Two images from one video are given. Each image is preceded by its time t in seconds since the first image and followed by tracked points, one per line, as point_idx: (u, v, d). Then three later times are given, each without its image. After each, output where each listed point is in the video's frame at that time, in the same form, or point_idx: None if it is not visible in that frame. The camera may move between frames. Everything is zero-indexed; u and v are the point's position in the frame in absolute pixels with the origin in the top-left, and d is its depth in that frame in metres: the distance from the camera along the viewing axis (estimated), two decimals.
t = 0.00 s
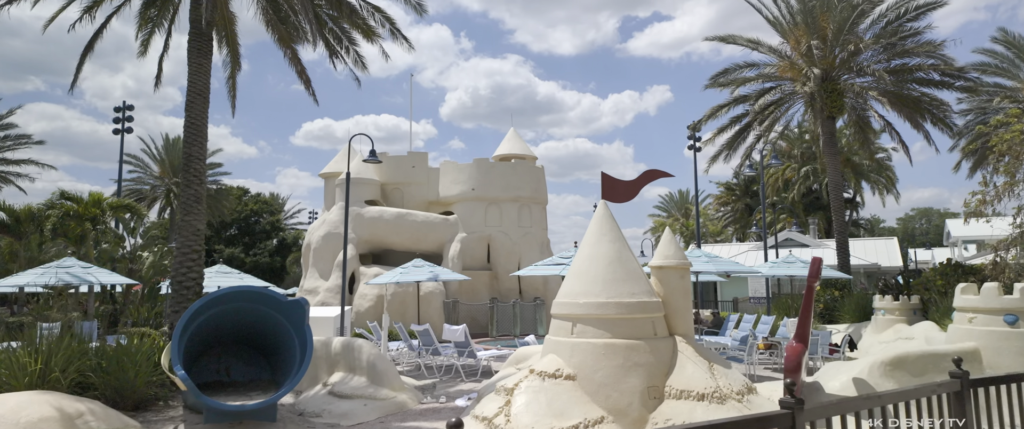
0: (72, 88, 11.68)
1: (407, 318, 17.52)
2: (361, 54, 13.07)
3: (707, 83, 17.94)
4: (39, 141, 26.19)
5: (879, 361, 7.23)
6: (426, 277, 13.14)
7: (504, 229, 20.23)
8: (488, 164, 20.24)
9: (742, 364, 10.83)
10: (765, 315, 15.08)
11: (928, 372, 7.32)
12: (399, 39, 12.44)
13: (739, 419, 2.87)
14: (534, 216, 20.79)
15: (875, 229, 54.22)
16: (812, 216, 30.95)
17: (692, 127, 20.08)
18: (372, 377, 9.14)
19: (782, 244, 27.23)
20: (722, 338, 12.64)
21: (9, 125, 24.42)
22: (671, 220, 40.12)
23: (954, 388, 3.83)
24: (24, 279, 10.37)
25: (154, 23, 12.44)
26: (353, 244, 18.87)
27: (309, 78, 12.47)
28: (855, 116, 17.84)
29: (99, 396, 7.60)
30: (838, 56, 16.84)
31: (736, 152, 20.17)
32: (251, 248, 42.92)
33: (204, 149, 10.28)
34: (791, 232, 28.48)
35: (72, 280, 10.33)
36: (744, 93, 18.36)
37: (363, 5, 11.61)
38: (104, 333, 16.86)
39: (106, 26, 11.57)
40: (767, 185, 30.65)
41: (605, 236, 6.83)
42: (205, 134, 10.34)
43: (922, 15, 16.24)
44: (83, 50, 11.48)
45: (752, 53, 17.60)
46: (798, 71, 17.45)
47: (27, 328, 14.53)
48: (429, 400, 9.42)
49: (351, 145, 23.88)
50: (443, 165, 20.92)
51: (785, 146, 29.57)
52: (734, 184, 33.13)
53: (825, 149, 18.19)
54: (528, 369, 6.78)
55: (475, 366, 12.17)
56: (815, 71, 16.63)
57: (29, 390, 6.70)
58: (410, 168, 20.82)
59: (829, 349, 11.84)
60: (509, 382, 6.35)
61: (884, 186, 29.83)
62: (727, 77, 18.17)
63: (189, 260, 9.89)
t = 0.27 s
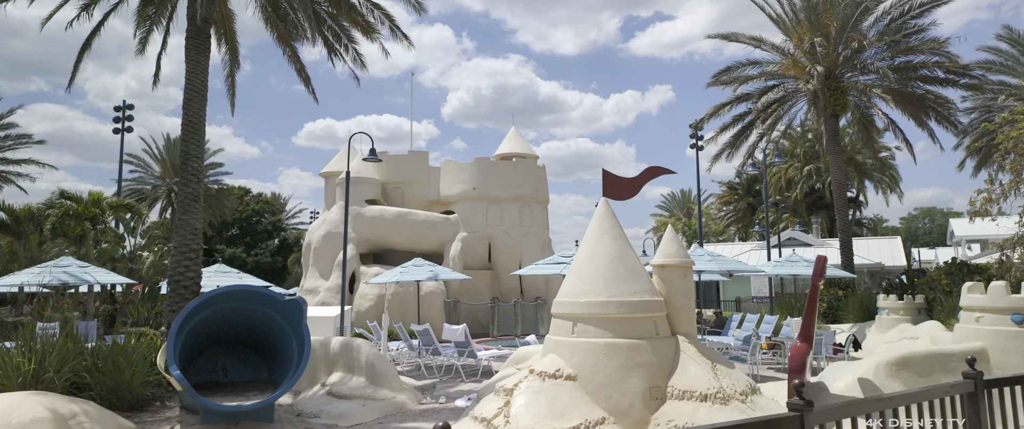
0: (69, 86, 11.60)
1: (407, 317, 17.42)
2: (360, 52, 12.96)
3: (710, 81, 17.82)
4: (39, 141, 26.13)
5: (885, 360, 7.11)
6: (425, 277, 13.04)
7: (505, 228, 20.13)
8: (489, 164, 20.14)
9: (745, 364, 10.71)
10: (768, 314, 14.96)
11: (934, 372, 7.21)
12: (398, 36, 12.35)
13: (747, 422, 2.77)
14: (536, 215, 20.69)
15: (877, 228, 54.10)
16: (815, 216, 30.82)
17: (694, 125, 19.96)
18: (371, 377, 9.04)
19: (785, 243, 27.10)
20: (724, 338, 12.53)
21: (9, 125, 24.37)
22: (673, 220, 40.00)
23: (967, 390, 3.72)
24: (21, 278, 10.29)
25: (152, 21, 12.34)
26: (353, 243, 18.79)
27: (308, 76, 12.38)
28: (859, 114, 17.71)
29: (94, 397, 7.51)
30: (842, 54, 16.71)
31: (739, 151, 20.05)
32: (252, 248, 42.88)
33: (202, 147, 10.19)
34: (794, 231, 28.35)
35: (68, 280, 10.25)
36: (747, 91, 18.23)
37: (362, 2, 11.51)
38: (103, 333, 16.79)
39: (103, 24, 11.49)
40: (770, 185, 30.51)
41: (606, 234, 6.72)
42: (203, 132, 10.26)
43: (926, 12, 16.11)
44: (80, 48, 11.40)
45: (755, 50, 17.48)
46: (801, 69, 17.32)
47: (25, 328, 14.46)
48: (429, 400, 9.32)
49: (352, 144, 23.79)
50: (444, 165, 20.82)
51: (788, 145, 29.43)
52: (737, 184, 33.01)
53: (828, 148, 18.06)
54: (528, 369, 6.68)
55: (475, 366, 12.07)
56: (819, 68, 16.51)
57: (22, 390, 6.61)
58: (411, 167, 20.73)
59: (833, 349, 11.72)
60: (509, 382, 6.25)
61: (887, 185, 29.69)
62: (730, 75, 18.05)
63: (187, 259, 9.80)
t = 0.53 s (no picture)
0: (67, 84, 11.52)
1: (408, 316, 17.33)
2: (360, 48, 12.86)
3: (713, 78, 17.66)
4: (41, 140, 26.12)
5: (892, 360, 6.97)
6: (426, 275, 12.93)
7: (507, 227, 20.02)
8: (491, 161, 20.03)
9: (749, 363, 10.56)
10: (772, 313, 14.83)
11: (942, 372, 7.07)
12: (398, 32, 12.24)
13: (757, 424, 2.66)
14: (538, 213, 20.58)
15: (882, 226, 53.87)
16: (820, 214, 30.63)
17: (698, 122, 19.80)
18: (370, 376, 8.94)
19: (789, 241, 26.94)
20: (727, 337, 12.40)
21: (11, 124, 24.36)
22: (677, 218, 39.83)
23: (981, 390, 3.60)
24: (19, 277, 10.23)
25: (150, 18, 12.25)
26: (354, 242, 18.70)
27: (307, 73, 12.28)
28: (864, 111, 17.54)
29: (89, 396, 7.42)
30: (847, 50, 16.55)
31: (742, 148, 19.90)
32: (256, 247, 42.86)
33: (200, 145, 10.10)
34: (798, 229, 28.17)
35: (66, 278, 10.18)
36: (751, 88, 18.07)
37: None
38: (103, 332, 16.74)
39: (101, 21, 11.40)
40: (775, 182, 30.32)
41: (607, 231, 6.60)
42: (201, 130, 10.17)
43: (932, 7, 15.92)
44: (78, 45, 11.31)
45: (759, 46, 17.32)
46: (806, 65, 17.15)
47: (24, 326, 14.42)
48: (428, 400, 9.21)
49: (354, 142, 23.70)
50: (445, 163, 20.72)
51: (792, 142, 29.25)
52: (741, 182, 32.84)
53: (833, 145, 17.89)
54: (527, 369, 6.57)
55: (476, 365, 11.96)
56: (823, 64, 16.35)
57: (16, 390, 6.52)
58: (412, 165, 20.63)
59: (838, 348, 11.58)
60: (508, 382, 6.13)
61: (892, 182, 29.48)
62: (734, 71, 17.89)
63: (185, 258, 9.71)
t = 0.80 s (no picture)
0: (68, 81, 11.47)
1: (412, 314, 17.27)
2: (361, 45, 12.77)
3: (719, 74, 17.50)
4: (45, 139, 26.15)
5: (901, 359, 6.84)
6: (428, 273, 12.85)
7: (511, 225, 19.92)
8: (494, 159, 19.94)
9: (755, 363, 10.43)
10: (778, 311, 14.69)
11: (952, 372, 6.93)
12: (400, 29, 12.15)
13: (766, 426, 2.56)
14: (542, 211, 20.48)
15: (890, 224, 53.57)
16: (826, 211, 30.42)
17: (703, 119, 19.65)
18: (371, 375, 8.86)
19: (796, 239, 26.76)
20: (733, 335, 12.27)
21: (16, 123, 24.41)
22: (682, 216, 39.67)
23: (998, 393, 3.52)
24: (20, 275, 10.20)
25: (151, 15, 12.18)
26: (358, 240, 18.64)
27: (309, 70, 12.21)
28: (872, 108, 17.36)
29: (88, 396, 7.37)
30: (854, 45, 16.37)
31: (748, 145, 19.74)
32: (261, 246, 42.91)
33: (201, 142, 10.04)
34: (805, 227, 27.98)
35: (67, 276, 10.14)
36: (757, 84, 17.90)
37: None
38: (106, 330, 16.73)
39: (101, 18, 11.36)
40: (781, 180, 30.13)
41: (610, 228, 6.49)
42: (201, 127, 10.10)
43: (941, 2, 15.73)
44: (79, 43, 11.26)
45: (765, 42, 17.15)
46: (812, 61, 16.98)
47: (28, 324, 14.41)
48: (430, 399, 9.12)
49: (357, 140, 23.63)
50: (449, 160, 20.63)
51: (798, 140, 29.04)
52: (747, 179, 32.66)
53: (840, 141, 17.71)
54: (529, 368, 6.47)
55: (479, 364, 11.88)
56: (830, 60, 16.18)
57: (13, 389, 6.47)
58: (416, 163, 20.55)
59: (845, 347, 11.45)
60: (509, 381, 6.04)
61: (900, 180, 29.25)
62: (739, 68, 17.73)
63: (185, 256, 9.65)
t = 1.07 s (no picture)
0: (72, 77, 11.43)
1: (417, 312, 17.21)
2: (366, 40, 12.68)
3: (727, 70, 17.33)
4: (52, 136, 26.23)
5: (913, 358, 6.70)
6: (433, 270, 12.77)
7: (517, 222, 19.83)
8: (500, 156, 19.84)
9: (763, 361, 10.29)
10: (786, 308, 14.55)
11: (966, 371, 6.79)
12: (404, 24, 12.06)
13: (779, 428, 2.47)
14: (548, 208, 20.38)
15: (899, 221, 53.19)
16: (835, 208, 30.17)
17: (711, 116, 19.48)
18: (375, 373, 8.78)
19: (804, 236, 26.54)
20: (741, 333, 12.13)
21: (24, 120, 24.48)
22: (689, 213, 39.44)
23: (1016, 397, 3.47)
24: (23, 272, 10.18)
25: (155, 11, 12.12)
26: (363, 236, 18.58)
27: (313, 66, 12.14)
28: (881, 103, 17.15)
29: (90, 393, 7.33)
30: (864, 40, 16.17)
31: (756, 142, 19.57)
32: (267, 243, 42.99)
33: (203, 138, 9.98)
34: (813, 224, 27.77)
35: (70, 273, 10.11)
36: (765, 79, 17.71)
37: None
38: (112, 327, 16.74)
39: (106, 14, 11.33)
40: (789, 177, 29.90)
41: (616, 224, 6.38)
42: (205, 123, 10.05)
43: None
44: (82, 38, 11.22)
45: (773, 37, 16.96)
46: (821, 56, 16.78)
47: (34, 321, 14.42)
48: (434, 397, 9.04)
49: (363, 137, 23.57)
50: (455, 157, 20.55)
51: (807, 136, 28.80)
52: (754, 176, 32.43)
53: (850, 137, 17.51)
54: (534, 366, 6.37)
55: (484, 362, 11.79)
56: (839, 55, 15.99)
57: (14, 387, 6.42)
58: (421, 160, 20.47)
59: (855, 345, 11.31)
60: (514, 380, 5.94)
61: (909, 176, 28.98)
62: (747, 63, 17.55)
63: (189, 253, 9.59)
